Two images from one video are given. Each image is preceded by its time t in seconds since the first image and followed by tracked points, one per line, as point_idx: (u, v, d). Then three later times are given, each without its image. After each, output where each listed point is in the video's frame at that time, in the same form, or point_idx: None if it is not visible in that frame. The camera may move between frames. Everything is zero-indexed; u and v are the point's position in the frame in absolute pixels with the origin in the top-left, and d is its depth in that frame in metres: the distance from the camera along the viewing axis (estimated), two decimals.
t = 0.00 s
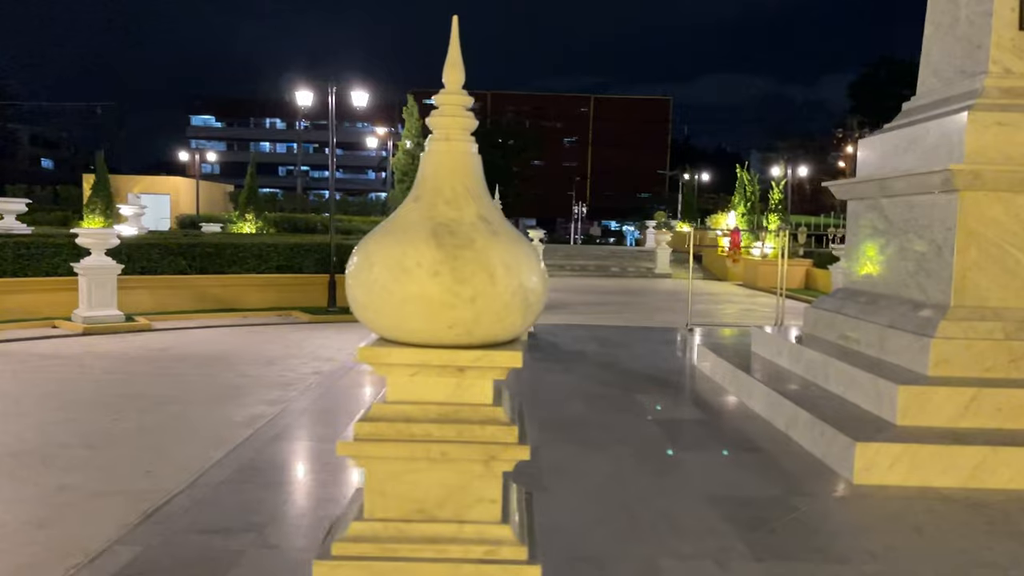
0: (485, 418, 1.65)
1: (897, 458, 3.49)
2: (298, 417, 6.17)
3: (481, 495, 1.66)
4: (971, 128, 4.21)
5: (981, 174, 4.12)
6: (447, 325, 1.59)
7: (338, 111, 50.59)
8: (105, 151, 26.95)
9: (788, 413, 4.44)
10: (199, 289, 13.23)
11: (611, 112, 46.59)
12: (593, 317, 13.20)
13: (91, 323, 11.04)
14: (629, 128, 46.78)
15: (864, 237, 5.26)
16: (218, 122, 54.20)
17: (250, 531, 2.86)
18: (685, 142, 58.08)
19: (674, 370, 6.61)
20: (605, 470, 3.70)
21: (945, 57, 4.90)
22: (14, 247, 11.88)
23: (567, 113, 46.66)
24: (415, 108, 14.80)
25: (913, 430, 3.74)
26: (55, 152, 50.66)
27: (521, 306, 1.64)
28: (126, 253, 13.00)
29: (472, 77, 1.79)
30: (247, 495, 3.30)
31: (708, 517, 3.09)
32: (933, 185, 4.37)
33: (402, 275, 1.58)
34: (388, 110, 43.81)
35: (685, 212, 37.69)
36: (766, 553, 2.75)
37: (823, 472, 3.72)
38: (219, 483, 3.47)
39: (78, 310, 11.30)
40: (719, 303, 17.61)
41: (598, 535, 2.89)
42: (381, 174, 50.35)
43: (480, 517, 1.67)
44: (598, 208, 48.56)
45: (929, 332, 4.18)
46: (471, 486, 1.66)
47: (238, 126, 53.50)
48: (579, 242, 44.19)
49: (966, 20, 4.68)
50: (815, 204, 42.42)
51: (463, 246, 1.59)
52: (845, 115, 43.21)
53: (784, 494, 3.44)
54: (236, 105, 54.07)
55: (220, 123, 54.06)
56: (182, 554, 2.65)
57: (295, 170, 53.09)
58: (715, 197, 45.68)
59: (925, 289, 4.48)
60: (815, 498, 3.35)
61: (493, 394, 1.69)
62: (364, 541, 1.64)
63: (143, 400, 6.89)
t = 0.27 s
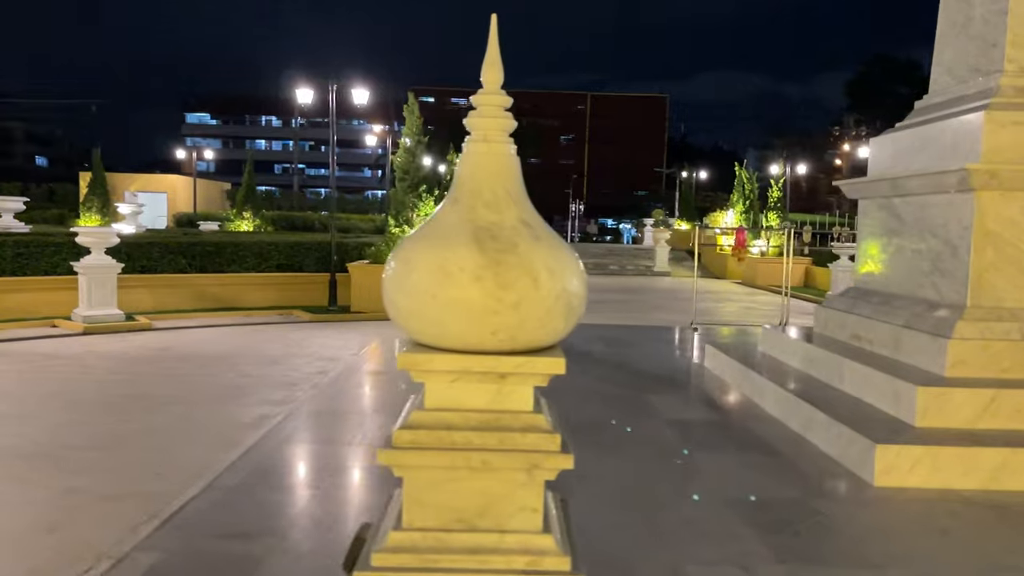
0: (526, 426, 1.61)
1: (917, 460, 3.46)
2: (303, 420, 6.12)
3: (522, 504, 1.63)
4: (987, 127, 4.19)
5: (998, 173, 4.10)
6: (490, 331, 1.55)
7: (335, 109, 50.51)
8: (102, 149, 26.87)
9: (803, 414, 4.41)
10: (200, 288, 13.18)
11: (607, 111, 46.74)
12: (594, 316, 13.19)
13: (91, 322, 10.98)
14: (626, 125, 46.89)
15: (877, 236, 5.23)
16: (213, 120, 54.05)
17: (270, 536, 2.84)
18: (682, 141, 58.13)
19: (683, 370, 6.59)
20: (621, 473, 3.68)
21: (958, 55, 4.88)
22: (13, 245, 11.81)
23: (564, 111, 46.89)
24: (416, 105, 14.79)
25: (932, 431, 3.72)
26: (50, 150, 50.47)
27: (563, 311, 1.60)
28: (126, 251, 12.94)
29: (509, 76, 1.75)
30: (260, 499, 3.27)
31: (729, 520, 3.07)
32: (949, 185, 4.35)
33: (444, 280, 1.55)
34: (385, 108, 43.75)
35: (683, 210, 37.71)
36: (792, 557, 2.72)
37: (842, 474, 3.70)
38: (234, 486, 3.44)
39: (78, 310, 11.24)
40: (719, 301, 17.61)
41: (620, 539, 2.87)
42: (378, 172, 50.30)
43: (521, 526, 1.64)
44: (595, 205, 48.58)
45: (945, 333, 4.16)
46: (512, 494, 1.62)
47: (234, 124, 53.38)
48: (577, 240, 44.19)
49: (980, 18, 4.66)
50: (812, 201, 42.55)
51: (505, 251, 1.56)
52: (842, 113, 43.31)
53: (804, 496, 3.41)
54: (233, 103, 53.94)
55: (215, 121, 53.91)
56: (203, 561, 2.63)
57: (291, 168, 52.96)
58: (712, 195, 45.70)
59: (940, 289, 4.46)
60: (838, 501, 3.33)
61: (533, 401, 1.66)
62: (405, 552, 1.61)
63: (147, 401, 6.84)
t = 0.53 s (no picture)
0: (566, 434, 1.59)
1: (936, 462, 3.44)
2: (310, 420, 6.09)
3: (561, 514, 1.61)
4: (1003, 127, 4.17)
5: (1014, 173, 4.07)
6: (530, 339, 1.52)
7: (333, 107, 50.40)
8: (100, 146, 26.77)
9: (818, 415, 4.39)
10: (201, 287, 13.13)
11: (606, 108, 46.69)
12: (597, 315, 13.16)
13: (93, 321, 10.93)
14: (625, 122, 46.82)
15: (888, 236, 5.21)
16: (210, 117, 53.91)
17: (289, 543, 2.83)
18: (681, 138, 58.09)
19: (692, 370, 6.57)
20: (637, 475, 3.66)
21: (971, 53, 4.85)
22: (14, 244, 11.76)
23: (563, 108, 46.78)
24: (418, 103, 14.75)
25: (950, 433, 3.70)
26: (47, 147, 50.29)
27: (603, 317, 1.57)
28: (127, 250, 12.88)
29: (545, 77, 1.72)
30: (275, 503, 3.25)
31: (750, 523, 3.05)
32: (964, 184, 4.32)
33: (483, 286, 1.52)
34: (383, 105, 43.67)
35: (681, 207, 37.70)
36: (817, 561, 2.70)
37: (859, 476, 3.68)
38: (248, 491, 3.43)
39: (80, 309, 11.19)
40: (721, 299, 17.60)
41: (642, 542, 2.85)
42: (376, 169, 50.20)
43: (559, 537, 1.61)
44: (594, 203, 48.54)
45: (961, 333, 4.14)
46: (552, 504, 1.60)
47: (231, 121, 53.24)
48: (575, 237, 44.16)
49: (994, 16, 4.64)
50: (811, 198, 42.65)
51: (547, 256, 1.53)
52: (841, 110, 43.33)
53: (823, 499, 3.39)
54: (230, 100, 53.78)
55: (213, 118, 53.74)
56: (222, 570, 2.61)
57: (289, 165, 52.86)
58: (711, 193, 45.70)
59: (954, 289, 4.44)
60: (858, 504, 3.30)
61: (572, 410, 1.63)
62: (443, 562, 1.58)
63: (152, 401, 6.80)
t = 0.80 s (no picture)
0: (604, 441, 1.56)
1: (958, 465, 3.41)
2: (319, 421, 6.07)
3: (599, 522, 1.57)
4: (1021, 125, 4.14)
5: None
6: (569, 344, 1.49)
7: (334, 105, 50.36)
8: (101, 144, 26.72)
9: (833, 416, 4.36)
10: (204, 286, 13.10)
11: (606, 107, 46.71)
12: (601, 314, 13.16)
13: (96, 321, 10.89)
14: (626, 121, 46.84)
15: (902, 235, 5.17)
16: (210, 115, 53.82)
17: (309, 546, 2.82)
18: (681, 137, 58.09)
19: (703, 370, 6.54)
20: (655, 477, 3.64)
21: (985, 52, 4.84)
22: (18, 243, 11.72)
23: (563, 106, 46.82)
24: (422, 101, 14.62)
25: (970, 435, 3.67)
26: (46, 146, 50.19)
27: (642, 322, 1.54)
28: (130, 249, 12.84)
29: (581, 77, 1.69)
30: (292, 506, 3.23)
31: (773, 526, 3.02)
32: (980, 183, 4.30)
33: (521, 290, 1.49)
34: (384, 103, 43.62)
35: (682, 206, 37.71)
36: (843, 565, 2.68)
37: (879, 478, 3.65)
38: (265, 493, 3.41)
39: (84, 308, 11.15)
40: (723, 298, 17.59)
41: (664, 545, 2.83)
42: (377, 168, 50.18)
43: (597, 545, 1.57)
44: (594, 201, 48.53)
45: (979, 333, 4.11)
46: (590, 511, 1.57)
47: (231, 119, 53.17)
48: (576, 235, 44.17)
49: (1011, 15, 4.63)
50: (811, 196, 42.78)
51: (586, 259, 1.49)
52: (841, 108, 43.34)
53: (846, 501, 3.36)
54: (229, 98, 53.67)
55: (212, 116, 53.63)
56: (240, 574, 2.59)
57: (290, 163, 52.83)
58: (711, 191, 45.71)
59: (971, 289, 4.41)
60: (879, 506, 3.28)
61: (608, 415, 1.60)
62: (480, 572, 1.55)
63: (159, 402, 6.76)
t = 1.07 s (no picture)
0: (645, 444, 1.52)
1: (980, 465, 3.37)
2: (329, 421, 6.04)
3: (638, 528, 1.54)
4: None
5: None
6: (610, 345, 1.45)
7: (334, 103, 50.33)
8: (103, 143, 26.71)
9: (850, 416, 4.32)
10: (209, 285, 13.07)
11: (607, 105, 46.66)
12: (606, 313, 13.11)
13: (101, 320, 10.86)
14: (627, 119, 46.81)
15: (917, 233, 5.14)
16: (211, 114, 53.80)
17: (329, 549, 2.79)
18: (682, 135, 58.03)
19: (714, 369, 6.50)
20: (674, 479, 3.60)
21: (1000, 48, 4.79)
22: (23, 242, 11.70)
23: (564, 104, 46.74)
24: (426, 100, 14.62)
25: (991, 435, 3.63)
26: (47, 145, 50.22)
27: (684, 322, 1.50)
28: (135, 249, 12.80)
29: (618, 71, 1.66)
30: (311, 508, 3.19)
31: (797, 530, 2.98)
32: (999, 181, 4.27)
33: (561, 291, 1.45)
34: (385, 102, 43.60)
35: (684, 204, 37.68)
36: (869, 568, 2.65)
37: (899, 479, 3.61)
38: (280, 494, 3.38)
39: (88, 307, 11.13)
40: (728, 296, 17.55)
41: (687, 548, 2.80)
42: (378, 166, 50.14)
43: (637, 551, 1.54)
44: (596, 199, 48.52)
45: (998, 333, 4.08)
46: (630, 516, 1.53)
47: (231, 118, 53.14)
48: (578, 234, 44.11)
49: None
50: (813, 194, 42.75)
51: (627, 258, 1.46)
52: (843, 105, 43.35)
53: (867, 501, 3.33)
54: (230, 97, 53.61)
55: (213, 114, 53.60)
56: None
57: (291, 162, 52.84)
58: (712, 189, 45.62)
59: (989, 288, 4.38)
60: (903, 507, 3.24)
61: (648, 418, 1.56)
62: None
63: (166, 402, 6.73)
